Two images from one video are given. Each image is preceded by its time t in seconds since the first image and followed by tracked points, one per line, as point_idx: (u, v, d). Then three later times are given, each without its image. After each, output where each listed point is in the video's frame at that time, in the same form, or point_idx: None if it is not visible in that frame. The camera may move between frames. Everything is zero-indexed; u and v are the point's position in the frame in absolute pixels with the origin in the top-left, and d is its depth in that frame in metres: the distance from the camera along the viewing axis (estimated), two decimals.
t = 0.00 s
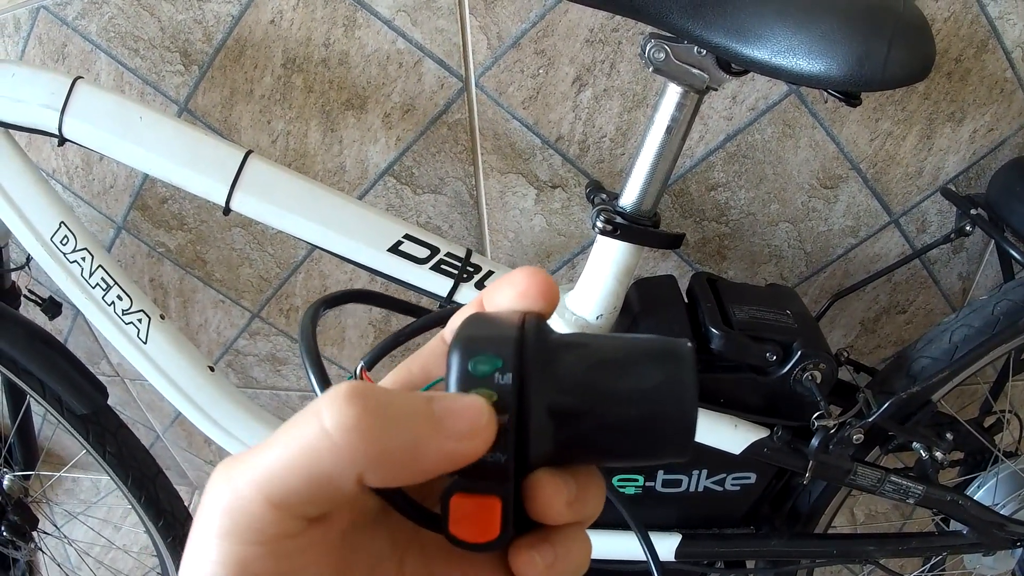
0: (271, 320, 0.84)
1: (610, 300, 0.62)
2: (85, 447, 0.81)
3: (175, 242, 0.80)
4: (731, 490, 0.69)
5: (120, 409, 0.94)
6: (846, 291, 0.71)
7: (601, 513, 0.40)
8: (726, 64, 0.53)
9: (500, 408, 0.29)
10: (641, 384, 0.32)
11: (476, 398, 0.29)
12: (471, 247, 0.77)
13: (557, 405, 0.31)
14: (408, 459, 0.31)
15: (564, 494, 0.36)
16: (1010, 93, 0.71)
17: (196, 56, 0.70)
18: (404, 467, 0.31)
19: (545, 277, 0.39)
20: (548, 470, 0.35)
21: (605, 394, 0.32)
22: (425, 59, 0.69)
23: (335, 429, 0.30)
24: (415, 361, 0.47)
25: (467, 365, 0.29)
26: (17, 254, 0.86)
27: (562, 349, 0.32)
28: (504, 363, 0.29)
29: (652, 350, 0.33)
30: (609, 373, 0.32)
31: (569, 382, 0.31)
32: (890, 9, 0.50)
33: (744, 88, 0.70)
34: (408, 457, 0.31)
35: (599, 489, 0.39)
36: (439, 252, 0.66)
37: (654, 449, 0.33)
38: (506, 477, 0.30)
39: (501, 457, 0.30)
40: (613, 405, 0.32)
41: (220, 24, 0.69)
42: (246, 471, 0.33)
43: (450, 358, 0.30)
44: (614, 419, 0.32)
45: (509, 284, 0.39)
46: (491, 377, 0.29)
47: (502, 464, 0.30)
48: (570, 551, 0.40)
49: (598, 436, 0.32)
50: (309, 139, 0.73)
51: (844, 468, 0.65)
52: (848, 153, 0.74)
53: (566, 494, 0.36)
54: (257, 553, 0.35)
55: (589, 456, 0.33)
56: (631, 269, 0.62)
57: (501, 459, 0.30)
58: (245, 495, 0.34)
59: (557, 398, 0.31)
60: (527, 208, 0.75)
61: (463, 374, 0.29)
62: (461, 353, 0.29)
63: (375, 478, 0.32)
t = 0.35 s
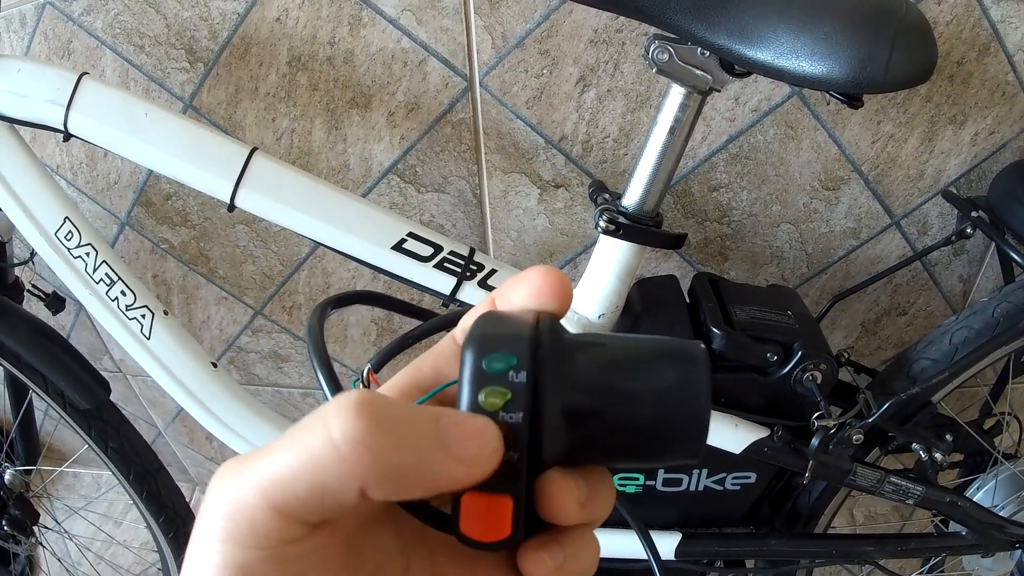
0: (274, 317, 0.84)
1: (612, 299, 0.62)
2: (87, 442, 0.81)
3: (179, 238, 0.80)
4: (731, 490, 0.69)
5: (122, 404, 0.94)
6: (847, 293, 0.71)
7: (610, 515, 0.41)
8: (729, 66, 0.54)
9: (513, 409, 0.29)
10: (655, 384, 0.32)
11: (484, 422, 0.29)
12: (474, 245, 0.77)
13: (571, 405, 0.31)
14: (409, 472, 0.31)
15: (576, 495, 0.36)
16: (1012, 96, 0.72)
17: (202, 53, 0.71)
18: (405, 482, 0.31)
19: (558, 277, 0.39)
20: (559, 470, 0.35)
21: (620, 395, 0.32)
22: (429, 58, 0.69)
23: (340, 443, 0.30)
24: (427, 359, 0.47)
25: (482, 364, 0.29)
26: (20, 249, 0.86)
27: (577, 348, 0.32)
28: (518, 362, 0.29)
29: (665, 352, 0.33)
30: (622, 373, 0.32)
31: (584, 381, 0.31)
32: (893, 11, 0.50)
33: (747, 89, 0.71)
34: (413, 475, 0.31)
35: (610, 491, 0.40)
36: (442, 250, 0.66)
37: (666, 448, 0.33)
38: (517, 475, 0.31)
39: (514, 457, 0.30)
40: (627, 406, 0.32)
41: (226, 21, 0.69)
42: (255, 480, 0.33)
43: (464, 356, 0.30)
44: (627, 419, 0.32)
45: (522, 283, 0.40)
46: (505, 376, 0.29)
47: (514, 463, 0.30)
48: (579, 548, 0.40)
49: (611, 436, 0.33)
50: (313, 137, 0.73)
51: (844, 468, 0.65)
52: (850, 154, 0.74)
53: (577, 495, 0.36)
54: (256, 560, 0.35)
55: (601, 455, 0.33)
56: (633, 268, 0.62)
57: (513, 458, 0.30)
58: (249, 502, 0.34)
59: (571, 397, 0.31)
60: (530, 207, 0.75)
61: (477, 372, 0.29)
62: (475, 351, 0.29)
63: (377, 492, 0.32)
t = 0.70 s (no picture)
0: (276, 315, 0.84)
1: (613, 297, 0.62)
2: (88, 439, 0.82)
3: (181, 236, 0.80)
4: (730, 488, 0.69)
5: (124, 402, 0.94)
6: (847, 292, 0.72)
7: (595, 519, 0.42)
8: (730, 66, 0.54)
9: (497, 426, 0.30)
10: (641, 399, 0.33)
11: (491, 355, 0.30)
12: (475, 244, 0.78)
13: (555, 420, 0.31)
14: (432, 430, 0.30)
15: (560, 504, 0.37)
16: (1012, 98, 0.72)
17: (206, 51, 0.71)
18: (431, 441, 0.31)
19: (543, 288, 0.39)
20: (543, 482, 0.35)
21: (607, 409, 0.32)
22: (432, 58, 0.69)
23: (362, 417, 0.30)
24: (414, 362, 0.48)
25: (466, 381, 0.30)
26: (24, 246, 0.87)
27: (562, 360, 0.32)
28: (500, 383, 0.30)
29: (653, 364, 0.33)
30: (608, 387, 0.33)
31: (570, 396, 0.32)
32: (892, 12, 0.51)
33: (748, 90, 0.71)
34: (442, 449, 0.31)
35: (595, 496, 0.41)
36: (444, 248, 0.67)
37: (654, 459, 0.34)
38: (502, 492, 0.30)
39: (498, 475, 0.30)
40: (614, 421, 0.33)
41: (230, 20, 0.69)
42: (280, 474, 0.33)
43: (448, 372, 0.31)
44: (613, 434, 0.33)
45: (509, 292, 0.40)
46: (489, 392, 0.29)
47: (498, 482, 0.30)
48: (565, 550, 0.41)
49: (596, 449, 0.33)
50: (316, 136, 0.74)
51: (843, 467, 0.65)
52: (850, 155, 0.74)
53: (561, 504, 0.37)
54: (285, 551, 0.35)
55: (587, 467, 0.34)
56: (634, 267, 0.62)
57: (498, 477, 0.30)
58: (277, 493, 0.34)
59: (555, 413, 0.31)
60: (532, 207, 0.76)
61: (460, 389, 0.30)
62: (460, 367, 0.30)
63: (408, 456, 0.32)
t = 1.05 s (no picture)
0: (271, 317, 0.84)
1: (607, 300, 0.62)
2: (84, 441, 0.81)
3: (176, 238, 0.80)
4: (726, 491, 0.69)
5: (120, 404, 0.94)
6: (844, 294, 0.71)
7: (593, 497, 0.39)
8: (724, 67, 0.54)
9: (540, 365, 0.29)
10: (655, 354, 0.33)
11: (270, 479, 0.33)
12: (470, 246, 0.78)
13: (583, 371, 0.31)
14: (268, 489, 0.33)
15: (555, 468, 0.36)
16: (1009, 99, 0.72)
17: (200, 53, 0.71)
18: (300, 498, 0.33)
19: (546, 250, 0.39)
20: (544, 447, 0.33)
21: (625, 357, 0.33)
22: (426, 59, 0.69)
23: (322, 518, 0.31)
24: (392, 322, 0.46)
25: (505, 320, 0.28)
26: (19, 248, 0.87)
27: (580, 316, 0.32)
28: (539, 319, 0.29)
29: (643, 322, 0.34)
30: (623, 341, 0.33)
31: (593, 347, 0.32)
32: (888, 13, 0.50)
33: (743, 91, 0.71)
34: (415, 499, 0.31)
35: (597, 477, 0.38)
36: (437, 250, 0.66)
37: (650, 419, 0.34)
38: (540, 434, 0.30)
39: (542, 415, 0.29)
40: (628, 370, 0.33)
41: (224, 21, 0.69)
42: (212, 519, 0.32)
43: (475, 317, 0.29)
44: (631, 388, 0.33)
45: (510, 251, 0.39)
46: (530, 332, 0.29)
47: (541, 422, 0.29)
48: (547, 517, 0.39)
49: (615, 404, 0.33)
50: (310, 138, 0.74)
51: (838, 470, 0.65)
52: (847, 156, 0.74)
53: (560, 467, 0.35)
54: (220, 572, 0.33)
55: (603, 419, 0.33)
56: (628, 269, 0.62)
57: (541, 417, 0.29)
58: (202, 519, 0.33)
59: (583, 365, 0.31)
60: (526, 208, 0.76)
61: (500, 328, 0.28)
62: (494, 309, 0.28)
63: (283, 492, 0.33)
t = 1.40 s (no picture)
0: (270, 322, 0.85)
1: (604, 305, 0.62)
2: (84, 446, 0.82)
3: (175, 244, 0.81)
4: (723, 493, 0.70)
5: (120, 409, 0.95)
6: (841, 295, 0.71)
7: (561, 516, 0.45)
8: (717, 73, 0.54)
9: (618, 416, 0.32)
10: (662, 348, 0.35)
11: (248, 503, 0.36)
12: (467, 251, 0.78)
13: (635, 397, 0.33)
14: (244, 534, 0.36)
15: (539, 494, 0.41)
16: (1003, 100, 0.72)
17: (198, 60, 0.71)
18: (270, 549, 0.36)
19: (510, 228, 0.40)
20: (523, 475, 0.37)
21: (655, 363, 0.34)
22: (422, 65, 0.70)
23: None
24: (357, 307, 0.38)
25: (599, 379, 0.30)
26: (19, 254, 0.87)
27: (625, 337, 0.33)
28: (617, 371, 0.31)
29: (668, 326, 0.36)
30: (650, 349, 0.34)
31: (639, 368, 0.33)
32: (879, 17, 0.51)
33: (738, 95, 0.71)
34: (501, 557, 0.35)
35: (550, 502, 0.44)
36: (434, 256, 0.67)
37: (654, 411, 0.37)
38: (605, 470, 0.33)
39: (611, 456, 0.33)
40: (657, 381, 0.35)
41: (222, 29, 0.70)
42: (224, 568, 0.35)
43: (558, 370, 0.30)
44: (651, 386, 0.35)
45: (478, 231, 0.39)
46: (613, 386, 0.31)
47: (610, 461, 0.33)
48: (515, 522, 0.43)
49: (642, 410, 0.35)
50: (308, 144, 0.74)
51: (835, 471, 0.66)
52: (841, 159, 0.74)
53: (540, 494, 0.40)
54: None
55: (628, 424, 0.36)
56: (624, 274, 0.62)
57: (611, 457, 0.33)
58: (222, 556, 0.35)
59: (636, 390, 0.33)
60: (523, 213, 0.76)
61: (594, 388, 0.30)
62: (585, 368, 0.30)
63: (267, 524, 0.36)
